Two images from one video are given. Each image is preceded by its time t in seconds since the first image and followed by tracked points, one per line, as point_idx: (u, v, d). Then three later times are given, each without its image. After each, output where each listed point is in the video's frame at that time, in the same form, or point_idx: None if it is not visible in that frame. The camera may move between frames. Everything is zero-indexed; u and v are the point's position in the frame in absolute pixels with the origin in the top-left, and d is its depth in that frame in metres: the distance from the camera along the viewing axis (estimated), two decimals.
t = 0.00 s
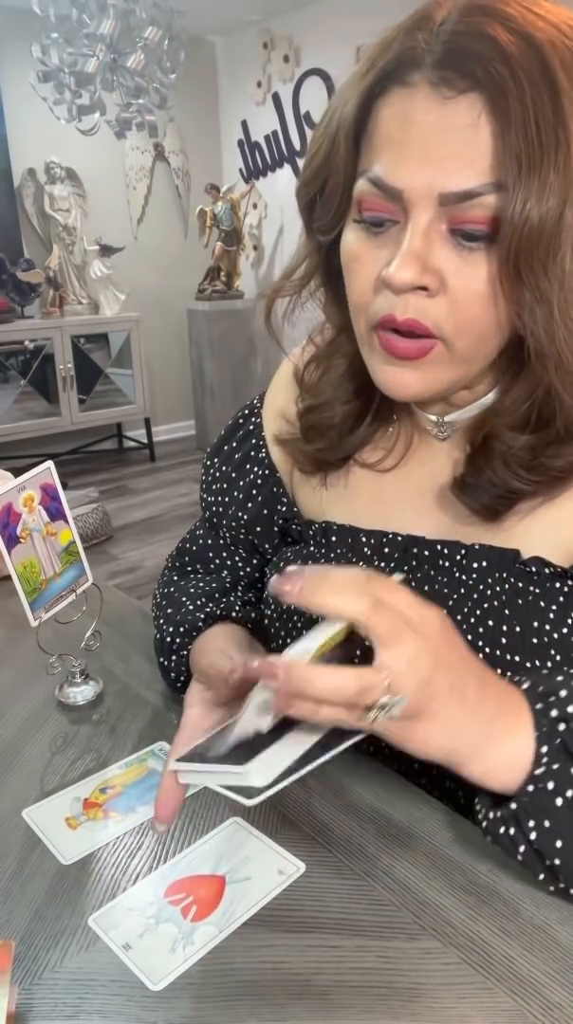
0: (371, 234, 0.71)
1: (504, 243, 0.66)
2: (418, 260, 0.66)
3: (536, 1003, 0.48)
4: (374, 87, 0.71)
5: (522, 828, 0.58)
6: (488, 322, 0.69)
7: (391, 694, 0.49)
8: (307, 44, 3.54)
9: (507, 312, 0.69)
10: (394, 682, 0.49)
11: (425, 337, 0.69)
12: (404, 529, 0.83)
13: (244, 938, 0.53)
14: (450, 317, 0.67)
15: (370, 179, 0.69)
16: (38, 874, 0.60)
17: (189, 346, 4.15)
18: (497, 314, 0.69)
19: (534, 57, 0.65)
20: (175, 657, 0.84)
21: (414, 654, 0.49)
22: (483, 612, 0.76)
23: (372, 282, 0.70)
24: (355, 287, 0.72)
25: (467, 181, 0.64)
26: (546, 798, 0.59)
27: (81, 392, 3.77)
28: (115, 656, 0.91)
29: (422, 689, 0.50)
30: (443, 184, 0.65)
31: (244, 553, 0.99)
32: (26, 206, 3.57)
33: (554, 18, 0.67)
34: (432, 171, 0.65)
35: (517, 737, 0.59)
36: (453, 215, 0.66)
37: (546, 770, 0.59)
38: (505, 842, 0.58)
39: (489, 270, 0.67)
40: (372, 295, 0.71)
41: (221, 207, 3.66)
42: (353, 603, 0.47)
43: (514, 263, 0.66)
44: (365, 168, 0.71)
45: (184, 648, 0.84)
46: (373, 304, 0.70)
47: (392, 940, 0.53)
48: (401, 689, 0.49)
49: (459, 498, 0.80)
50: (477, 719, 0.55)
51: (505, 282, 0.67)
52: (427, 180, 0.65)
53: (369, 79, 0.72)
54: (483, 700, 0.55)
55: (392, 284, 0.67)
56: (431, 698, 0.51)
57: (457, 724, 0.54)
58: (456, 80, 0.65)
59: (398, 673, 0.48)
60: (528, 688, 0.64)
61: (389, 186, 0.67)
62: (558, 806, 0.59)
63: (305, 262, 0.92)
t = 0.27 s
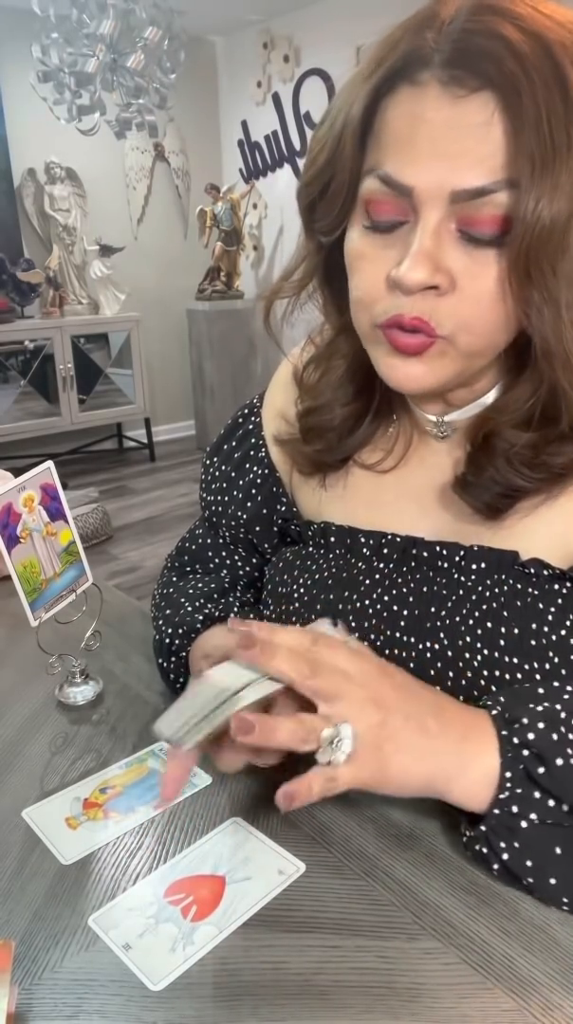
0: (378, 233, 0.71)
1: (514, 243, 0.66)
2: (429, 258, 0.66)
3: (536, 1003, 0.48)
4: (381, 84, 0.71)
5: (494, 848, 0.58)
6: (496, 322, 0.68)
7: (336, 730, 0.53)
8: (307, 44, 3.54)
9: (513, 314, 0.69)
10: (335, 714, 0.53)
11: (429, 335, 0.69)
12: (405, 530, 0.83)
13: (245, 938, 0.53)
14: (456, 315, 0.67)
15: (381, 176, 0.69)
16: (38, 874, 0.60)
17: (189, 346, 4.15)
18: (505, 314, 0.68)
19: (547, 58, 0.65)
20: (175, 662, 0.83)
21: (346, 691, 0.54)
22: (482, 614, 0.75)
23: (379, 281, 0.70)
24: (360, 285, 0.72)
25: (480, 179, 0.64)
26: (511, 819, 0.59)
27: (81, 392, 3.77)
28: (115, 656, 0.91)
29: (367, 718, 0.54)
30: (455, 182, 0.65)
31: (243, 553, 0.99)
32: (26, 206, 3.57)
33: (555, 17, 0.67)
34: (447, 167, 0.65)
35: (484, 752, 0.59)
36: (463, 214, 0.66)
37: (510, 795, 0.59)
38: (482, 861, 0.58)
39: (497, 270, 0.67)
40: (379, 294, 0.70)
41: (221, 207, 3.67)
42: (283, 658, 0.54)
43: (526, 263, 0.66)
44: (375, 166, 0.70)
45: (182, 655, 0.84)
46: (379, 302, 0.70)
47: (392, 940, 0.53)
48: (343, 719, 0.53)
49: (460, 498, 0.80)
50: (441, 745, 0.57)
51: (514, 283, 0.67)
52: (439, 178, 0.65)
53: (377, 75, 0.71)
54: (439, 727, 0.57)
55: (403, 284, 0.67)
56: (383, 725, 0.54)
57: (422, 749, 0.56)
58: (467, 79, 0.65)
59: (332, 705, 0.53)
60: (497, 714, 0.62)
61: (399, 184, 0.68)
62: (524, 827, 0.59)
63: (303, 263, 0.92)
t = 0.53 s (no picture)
0: (408, 228, 0.71)
1: (552, 234, 0.67)
2: (470, 250, 0.66)
3: (536, 1003, 0.48)
4: (412, 79, 0.70)
5: (507, 846, 0.58)
6: (535, 307, 0.69)
7: (369, 727, 0.54)
8: (307, 44, 3.54)
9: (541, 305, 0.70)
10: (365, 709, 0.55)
11: (468, 330, 0.69)
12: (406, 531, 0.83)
13: (244, 939, 0.53)
14: (496, 307, 0.68)
15: (414, 169, 0.69)
16: (38, 874, 0.60)
17: (189, 346, 4.15)
18: (542, 299, 0.70)
19: None
20: (178, 650, 0.84)
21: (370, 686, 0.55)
22: (480, 615, 0.75)
23: (413, 276, 0.70)
24: (386, 282, 0.72)
25: (520, 171, 0.66)
26: (528, 816, 0.59)
27: (81, 392, 3.77)
28: (115, 656, 0.91)
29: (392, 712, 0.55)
30: (494, 174, 0.65)
31: (244, 553, 0.99)
32: (26, 206, 3.57)
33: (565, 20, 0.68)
34: (491, 160, 0.65)
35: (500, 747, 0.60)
36: (498, 206, 0.67)
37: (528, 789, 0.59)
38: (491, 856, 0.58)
39: (537, 259, 0.68)
40: (416, 289, 0.70)
41: (221, 207, 3.67)
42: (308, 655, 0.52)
43: (565, 257, 0.67)
44: (405, 159, 0.70)
45: (186, 643, 0.85)
46: (411, 298, 0.70)
47: (392, 940, 0.53)
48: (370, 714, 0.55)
49: (469, 489, 0.81)
50: (455, 741, 0.58)
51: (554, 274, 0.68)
52: (479, 170, 0.65)
53: (407, 71, 0.70)
54: (452, 721, 0.59)
55: (445, 278, 0.67)
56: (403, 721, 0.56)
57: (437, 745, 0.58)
58: (504, 72, 0.66)
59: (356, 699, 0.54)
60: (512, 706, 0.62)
61: (435, 174, 0.68)
62: (541, 824, 0.59)
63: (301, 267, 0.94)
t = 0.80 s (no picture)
0: (417, 229, 0.71)
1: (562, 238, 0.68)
2: (480, 253, 0.66)
3: (536, 1003, 0.48)
4: (424, 82, 0.69)
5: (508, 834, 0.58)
6: (542, 308, 0.70)
7: (436, 678, 0.47)
8: (307, 44, 3.54)
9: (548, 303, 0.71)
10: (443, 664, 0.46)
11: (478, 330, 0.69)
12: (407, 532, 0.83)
13: (244, 939, 0.53)
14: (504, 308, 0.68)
15: (424, 173, 0.69)
16: (38, 874, 0.60)
17: (189, 346, 4.15)
18: (549, 299, 0.70)
19: None
20: (173, 658, 0.84)
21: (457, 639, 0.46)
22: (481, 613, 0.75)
23: (423, 279, 0.70)
24: (394, 282, 0.72)
25: (530, 176, 0.65)
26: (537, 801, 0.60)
27: (81, 392, 3.77)
28: (115, 656, 0.91)
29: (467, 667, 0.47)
30: (505, 180, 0.65)
31: (245, 553, 0.99)
32: (26, 206, 3.57)
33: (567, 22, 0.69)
34: (503, 164, 0.65)
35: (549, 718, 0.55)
36: (508, 209, 0.67)
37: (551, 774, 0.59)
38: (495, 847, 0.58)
39: (545, 260, 0.68)
40: (426, 292, 0.70)
41: (221, 207, 3.67)
42: (393, 585, 0.43)
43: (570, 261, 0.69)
44: (415, 163, 0.69)
45: (181, 649, 0.85)
46: (419, 299, 0.71)
47: (392, 940, 0.53)
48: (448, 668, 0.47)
49: (472, 483, 0.81)
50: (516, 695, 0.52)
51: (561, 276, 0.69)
52: (491, 174, 0.65)
53: (418, 73, 0.69)
54: (515, 680, 0.51)
55: (456, 282, 0.67)
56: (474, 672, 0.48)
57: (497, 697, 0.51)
58: (516, 76, 0.66)
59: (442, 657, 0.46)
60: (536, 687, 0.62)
61: (444, 178, 0.67)
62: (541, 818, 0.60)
63: (304, 268, 0.94)
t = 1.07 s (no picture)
0: (419, 232, 0.70)
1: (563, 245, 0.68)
2: (480, 260, 0.67)
3: (536, 1003, 0.48)
4: (428, 84, 0.69)
5: (531, 826, 0.58)
6: (541, 314, 0.71)
7: (393, 701, 0.49)
8: (307, 44, 3.54)
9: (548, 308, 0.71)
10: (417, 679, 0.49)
11: (478, 337, 0.70)
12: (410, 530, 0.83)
13: (244, 939, 0.53)
14: (504, 314, 0.69)
15: (426, 179, 0.68)
16: (38, 874, 0.60)
17: (189, 346, 4.15)
18: (548, 305, 0.71)
19: None
20: (174, 659, 0.84)
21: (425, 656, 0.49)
22: (484, 614, 0.76)
23: (422, 282, 0.70)
24: (394, 283, 0.72)
25: (530, 185, 0.66)
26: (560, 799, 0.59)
27: (81, 392, 3.77)
28: (115, 656, 0.91)
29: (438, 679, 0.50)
30: (506, 188, 0.65)
31: (246, 553, 0.99)
32: (26, 206, 3.57)
33: (570, 25, 0.69)
34: (502, 173, 0.65)
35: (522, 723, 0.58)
36: (509, 217, 0.67)
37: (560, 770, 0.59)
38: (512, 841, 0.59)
39: (545, 267, 0.69)
40: (426, 296, 0.70)
41: (221, 207, 3.67)
42: (342, 618, 0.45)
43: None
44: (416, 169, 0.69)
45: (182, 648, 0.84)
46: (420, 301, 0.71)
47: (392, 940, 0.53)
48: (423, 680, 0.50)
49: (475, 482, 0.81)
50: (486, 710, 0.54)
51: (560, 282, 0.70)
52: (491, 182, 0.65)
53: (421, 77, 0.69)
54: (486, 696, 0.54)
55: (455, 289, 0.68)
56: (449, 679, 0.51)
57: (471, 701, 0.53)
58: (519, 84, 0.66)
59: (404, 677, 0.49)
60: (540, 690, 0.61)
61: (442, 185, 0.67)
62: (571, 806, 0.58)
63: (307, 267, 0.94)
